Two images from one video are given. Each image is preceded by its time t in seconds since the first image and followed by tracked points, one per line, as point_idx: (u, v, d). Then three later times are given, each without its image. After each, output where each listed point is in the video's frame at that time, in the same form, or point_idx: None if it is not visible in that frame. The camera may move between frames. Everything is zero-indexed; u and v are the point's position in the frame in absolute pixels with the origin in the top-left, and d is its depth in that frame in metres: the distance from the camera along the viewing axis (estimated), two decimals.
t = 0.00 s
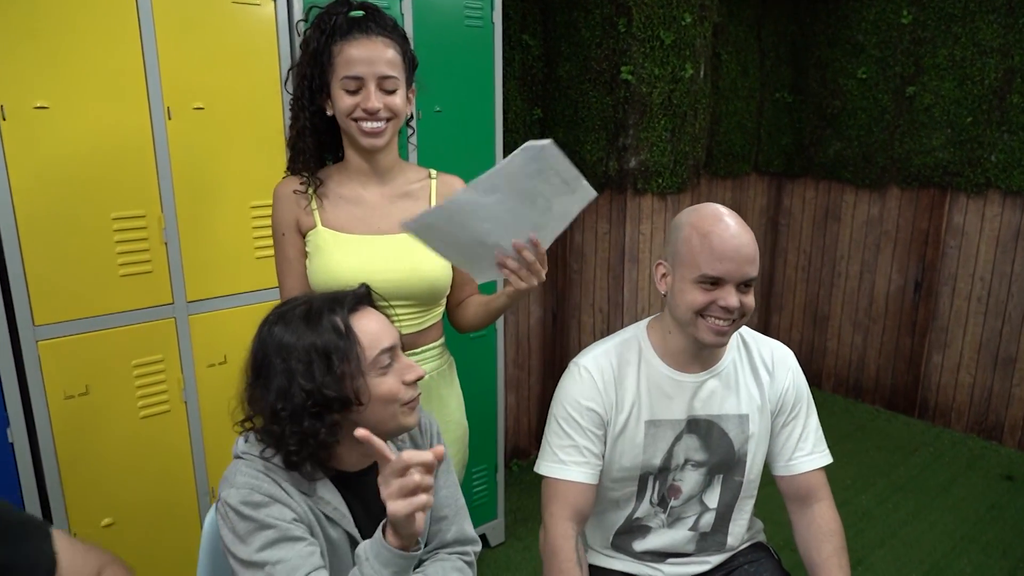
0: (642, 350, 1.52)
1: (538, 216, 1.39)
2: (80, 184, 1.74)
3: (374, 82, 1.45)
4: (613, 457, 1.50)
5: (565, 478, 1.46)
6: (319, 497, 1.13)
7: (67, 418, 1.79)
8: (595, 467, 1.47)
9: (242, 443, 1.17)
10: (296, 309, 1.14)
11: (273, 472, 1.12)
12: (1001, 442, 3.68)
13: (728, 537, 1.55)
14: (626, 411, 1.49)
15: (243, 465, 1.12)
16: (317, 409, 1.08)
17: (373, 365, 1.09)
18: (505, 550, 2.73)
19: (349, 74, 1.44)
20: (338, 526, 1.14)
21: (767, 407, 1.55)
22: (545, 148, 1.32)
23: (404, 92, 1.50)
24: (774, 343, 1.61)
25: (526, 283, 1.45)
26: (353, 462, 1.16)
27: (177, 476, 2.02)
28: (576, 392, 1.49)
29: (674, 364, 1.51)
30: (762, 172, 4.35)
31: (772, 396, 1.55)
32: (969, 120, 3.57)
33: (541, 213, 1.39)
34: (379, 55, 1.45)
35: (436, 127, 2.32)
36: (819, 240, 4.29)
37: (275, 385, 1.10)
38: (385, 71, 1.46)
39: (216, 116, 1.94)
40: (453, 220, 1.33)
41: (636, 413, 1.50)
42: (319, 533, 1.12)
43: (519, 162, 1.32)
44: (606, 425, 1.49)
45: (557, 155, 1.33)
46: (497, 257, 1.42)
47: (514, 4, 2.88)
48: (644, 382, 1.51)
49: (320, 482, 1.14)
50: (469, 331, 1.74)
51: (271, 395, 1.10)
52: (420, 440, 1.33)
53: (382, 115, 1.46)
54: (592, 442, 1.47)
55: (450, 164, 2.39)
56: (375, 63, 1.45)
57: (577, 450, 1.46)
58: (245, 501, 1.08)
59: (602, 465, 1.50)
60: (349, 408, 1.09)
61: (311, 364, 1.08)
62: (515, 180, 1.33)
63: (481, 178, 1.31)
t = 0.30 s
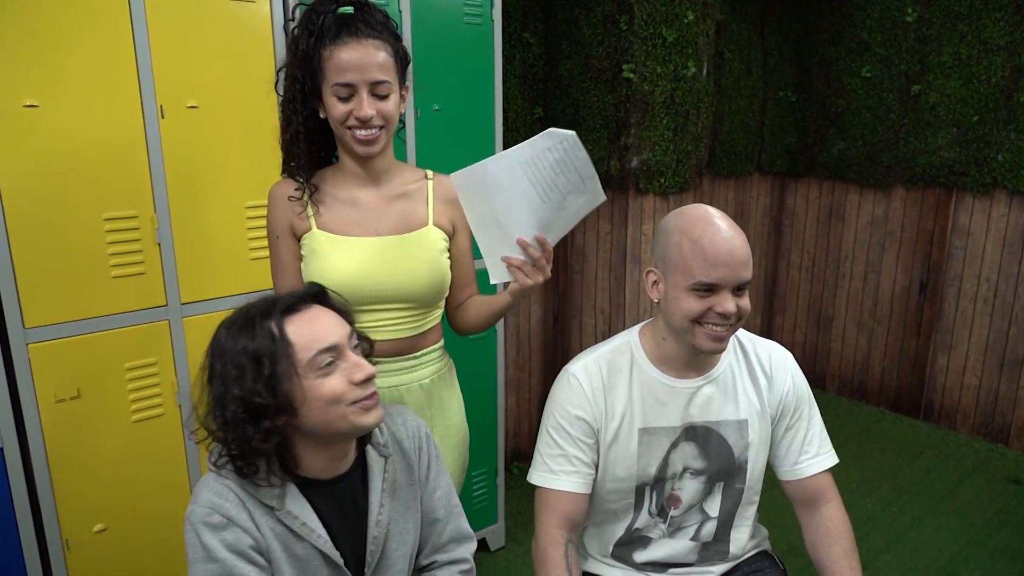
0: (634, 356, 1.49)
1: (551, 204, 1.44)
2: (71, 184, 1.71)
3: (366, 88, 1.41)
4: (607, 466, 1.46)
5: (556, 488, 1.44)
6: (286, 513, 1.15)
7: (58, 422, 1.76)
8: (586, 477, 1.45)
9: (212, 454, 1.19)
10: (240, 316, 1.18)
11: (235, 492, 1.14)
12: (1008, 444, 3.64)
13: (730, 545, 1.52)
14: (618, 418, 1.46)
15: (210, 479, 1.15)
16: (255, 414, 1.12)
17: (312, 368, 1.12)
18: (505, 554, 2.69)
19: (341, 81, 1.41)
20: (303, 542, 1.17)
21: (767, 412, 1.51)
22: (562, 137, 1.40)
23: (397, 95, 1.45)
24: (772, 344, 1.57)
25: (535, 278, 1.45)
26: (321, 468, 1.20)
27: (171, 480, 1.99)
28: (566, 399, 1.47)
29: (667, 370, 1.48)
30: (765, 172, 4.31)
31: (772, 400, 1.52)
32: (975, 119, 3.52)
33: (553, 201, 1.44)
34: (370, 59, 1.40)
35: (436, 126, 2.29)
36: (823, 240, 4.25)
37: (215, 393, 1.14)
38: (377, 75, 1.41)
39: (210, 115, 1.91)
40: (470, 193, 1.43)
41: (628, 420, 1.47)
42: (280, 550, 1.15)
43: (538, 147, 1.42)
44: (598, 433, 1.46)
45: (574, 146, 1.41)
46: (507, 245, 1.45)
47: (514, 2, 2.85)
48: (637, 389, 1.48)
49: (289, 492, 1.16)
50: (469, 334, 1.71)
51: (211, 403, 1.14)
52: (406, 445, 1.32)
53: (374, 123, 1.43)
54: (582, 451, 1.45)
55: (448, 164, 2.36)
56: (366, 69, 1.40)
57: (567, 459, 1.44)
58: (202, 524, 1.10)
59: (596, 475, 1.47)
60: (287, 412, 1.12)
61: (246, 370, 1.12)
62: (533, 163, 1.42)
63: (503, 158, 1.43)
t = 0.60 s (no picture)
0: (640, 365, 1.43)
1: (533, 240, 1.23)
2: (60, 182, 1.66)
3: (379, 77, 1.37)
4: (611, 480, 1.41)
5: (561, 504, 1.37)
6: (248, 507, 1.16)
7: (48, 429, 1.71)
8: (591, 491, 1.38)
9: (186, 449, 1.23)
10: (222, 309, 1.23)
11: (196, 484, 1.16)
12: (1019, 448, 3.57)
13: (744, 559, 1.46)
14: (623, 430, 1.40)
15: (178, 471, 1.18)
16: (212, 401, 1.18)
17: (260, 378, 1.13)
18: (508, 561, 2.64)
19: (351, 68, 1.36)
20: (266, 536, 1.16)
21: (779, 421, 1.45)
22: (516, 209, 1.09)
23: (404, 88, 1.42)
24: (784, 349, 1.51)
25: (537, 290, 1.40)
26: (286, 467, 1.21)
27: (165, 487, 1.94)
28: (569, 411, 1.41)
29: (673, 381, 1.42)
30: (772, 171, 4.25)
31: (785, 409, 1.46)
32: (986, 117, 3.46)
33: (535, 238, 1.23)
34: (384, 48, 1.37)
35: (438, 124, 2.24)
36: (830, 240, 4.19)
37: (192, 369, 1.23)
38: (389, 65, 1.37)
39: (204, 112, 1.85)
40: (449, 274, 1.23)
41: (634, 433, 1.40)
42: (241, 544, 1.15)
43: (495, 227, 1.11)
44: (602, 446, 1.40)
45: (532, 206, 1.10)
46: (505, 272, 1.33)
47: None
48: (643, 400, 1.41)
49: (253, 486, 1.17)
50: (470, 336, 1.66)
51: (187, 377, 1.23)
52: (388, 450, 1.32)
53: (386, 114, 1.38)
54: (587, 464, 1.39)
55: (450, 162, 2.30)
56: (378, 57, 1.36)
57: (572, 473, 1.38)
58: (162, 515, 1.12)
59: (600, 488, 1.41)
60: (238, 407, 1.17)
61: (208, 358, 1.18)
62: (498, 233, 1.15)
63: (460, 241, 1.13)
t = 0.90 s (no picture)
0: (657, 383, 1.37)
1: (541, 250, 1.18)
2: (54, 185, 1.60)
3: (386, 70, 1.31)
4: (622, 504, 1.35)
5: (569, 529, 1.30)
6: (252, 521, 1.10)
7: (42, 440, 1.65)
8: (601, 516, 1.31)
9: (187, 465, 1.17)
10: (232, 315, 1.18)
11: (200, 499, 1.10)
12: None
13: None
14: (637, 452, 1.34)
15: (179, 487, 1.12)
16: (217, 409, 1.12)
17: (265, 385, 1.07)
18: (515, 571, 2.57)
19: (358, 59, 1.30)
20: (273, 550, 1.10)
21: (805, 443, 1.39)
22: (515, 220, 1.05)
23: (413, 87, 1.35)
24: (808, 364, 1.45)
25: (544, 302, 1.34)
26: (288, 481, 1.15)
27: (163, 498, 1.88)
28: (581, 430, 1.35)
29: (693, 401, 1.36)
30: (780, 172, 4.19)
31: (811, 430, 1.40)
32: (1000, 117, 3.39)
33: (542, 248, 1.17)
34: (394, 43, 1.31)
35: (444, 124, 2.17)
36: (839, 241, 4.13)
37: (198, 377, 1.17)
38: (398, 60, 1.31)
39: (203, 111, 1.79)
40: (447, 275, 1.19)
41: (648, 454, 1.34)
42: (249, 558, 1.09)
43: (492, 235, 1.07)
44: (615, 469, 1.34)
45: (532, 217, 1.06)
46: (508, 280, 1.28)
47: None
48: (659, 420, 1.35)
49: (255, 498, 1.12)
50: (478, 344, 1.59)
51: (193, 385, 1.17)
52: (390, 459, 1.28)
53: (390, 109, 1.31)
54: (598, 487, 1.32)
55: (456, 163, 2.24)
56: (387, 51, 1.30)
57: (580, 496, 1.31)
58: (165, 533, 1.07)
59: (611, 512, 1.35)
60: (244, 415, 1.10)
61: (216, 364, 1.12)
62: (498, 242, 1.10)
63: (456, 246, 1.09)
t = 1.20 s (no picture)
0: (665, 404, 1.32)
1: (555, 262, 1.15)
2: (52, 193, 1.56)
3: (393, 79, 1.27)
4: (633, 532, 1.31)
5: (578, 563, 1.27)
6: (264, 553, 1.08)
7: (39, 454, 1.61)
8: (607, 547, 1.28)
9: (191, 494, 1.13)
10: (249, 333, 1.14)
11: (208, 532, 1.07)
12: None
13: None
14: (647, 479, 1.29)
15: (186, 518, 1.08)
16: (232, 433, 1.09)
17: (282, 407, 1.04)
18: None
19: (365, 68, 1.26)
20: None
21: (820, 458, 1.35)
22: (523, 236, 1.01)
23: (421, 95, 1.32)
24: (817, 372, 1.41)
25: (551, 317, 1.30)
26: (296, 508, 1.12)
27: (164, 511, 1.84)
28: (585, 457, 1.29)
29: (703, 423, 1.30)
30: (786, 175, 4.15)
31: (826, 442, 1.36)
32: (1010, 120, 3.35)
33: (554, 260, 1.14)
34: (403, 50, 1.28)
35: (450, 129, 2.14)
36: (846, 245, 4.09)
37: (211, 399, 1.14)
38: (406, 68, 1.28)
39: (205, 117, 1.75)
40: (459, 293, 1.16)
41: (659, 480, 1.30)
42: None
43: (502, 253, 1.03)
44: (623, 497, 1.29)
45: (541, 231, 1.03)
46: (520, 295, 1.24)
47: None
48: (669, 445, 1.30)
49: (266, 530, 1.09)
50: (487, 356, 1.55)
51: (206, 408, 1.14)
52: (402, 486, 1.26)
53: (398, 118, 1.28)
54: (603, 518, 1.28)
55: (461, 169, 2.20)
56: (394, 59, 1.27)
57: (586, 529, 1.27)
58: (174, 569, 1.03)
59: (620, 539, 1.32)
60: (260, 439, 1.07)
61: (231, 386, 1.09)
62: (509, 259, 1.07)
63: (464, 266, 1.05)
